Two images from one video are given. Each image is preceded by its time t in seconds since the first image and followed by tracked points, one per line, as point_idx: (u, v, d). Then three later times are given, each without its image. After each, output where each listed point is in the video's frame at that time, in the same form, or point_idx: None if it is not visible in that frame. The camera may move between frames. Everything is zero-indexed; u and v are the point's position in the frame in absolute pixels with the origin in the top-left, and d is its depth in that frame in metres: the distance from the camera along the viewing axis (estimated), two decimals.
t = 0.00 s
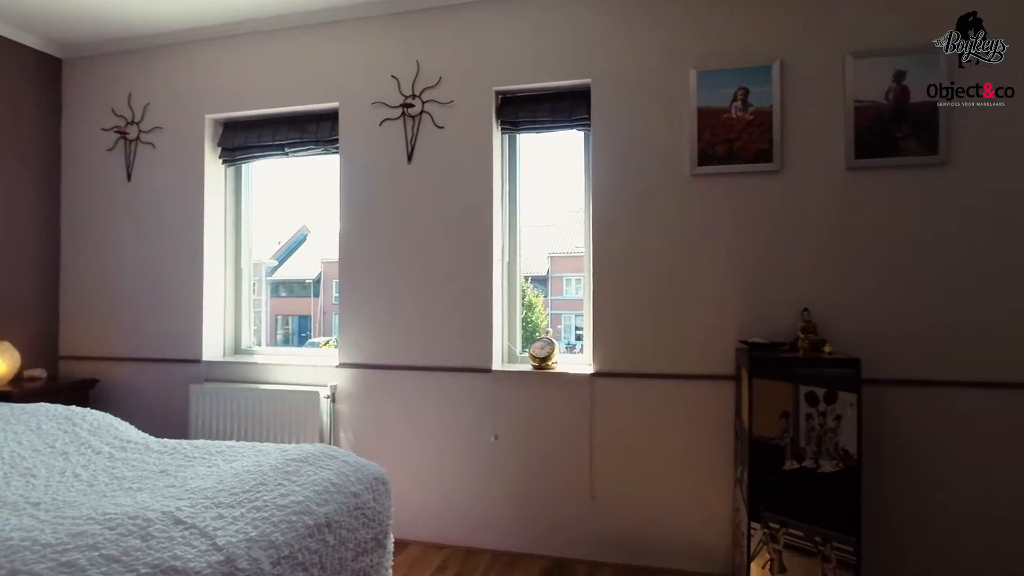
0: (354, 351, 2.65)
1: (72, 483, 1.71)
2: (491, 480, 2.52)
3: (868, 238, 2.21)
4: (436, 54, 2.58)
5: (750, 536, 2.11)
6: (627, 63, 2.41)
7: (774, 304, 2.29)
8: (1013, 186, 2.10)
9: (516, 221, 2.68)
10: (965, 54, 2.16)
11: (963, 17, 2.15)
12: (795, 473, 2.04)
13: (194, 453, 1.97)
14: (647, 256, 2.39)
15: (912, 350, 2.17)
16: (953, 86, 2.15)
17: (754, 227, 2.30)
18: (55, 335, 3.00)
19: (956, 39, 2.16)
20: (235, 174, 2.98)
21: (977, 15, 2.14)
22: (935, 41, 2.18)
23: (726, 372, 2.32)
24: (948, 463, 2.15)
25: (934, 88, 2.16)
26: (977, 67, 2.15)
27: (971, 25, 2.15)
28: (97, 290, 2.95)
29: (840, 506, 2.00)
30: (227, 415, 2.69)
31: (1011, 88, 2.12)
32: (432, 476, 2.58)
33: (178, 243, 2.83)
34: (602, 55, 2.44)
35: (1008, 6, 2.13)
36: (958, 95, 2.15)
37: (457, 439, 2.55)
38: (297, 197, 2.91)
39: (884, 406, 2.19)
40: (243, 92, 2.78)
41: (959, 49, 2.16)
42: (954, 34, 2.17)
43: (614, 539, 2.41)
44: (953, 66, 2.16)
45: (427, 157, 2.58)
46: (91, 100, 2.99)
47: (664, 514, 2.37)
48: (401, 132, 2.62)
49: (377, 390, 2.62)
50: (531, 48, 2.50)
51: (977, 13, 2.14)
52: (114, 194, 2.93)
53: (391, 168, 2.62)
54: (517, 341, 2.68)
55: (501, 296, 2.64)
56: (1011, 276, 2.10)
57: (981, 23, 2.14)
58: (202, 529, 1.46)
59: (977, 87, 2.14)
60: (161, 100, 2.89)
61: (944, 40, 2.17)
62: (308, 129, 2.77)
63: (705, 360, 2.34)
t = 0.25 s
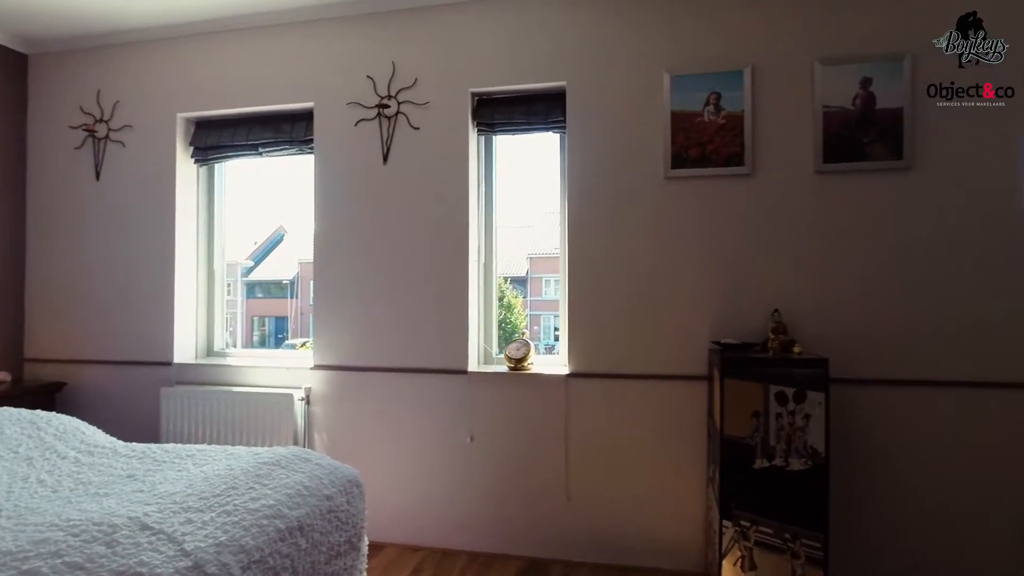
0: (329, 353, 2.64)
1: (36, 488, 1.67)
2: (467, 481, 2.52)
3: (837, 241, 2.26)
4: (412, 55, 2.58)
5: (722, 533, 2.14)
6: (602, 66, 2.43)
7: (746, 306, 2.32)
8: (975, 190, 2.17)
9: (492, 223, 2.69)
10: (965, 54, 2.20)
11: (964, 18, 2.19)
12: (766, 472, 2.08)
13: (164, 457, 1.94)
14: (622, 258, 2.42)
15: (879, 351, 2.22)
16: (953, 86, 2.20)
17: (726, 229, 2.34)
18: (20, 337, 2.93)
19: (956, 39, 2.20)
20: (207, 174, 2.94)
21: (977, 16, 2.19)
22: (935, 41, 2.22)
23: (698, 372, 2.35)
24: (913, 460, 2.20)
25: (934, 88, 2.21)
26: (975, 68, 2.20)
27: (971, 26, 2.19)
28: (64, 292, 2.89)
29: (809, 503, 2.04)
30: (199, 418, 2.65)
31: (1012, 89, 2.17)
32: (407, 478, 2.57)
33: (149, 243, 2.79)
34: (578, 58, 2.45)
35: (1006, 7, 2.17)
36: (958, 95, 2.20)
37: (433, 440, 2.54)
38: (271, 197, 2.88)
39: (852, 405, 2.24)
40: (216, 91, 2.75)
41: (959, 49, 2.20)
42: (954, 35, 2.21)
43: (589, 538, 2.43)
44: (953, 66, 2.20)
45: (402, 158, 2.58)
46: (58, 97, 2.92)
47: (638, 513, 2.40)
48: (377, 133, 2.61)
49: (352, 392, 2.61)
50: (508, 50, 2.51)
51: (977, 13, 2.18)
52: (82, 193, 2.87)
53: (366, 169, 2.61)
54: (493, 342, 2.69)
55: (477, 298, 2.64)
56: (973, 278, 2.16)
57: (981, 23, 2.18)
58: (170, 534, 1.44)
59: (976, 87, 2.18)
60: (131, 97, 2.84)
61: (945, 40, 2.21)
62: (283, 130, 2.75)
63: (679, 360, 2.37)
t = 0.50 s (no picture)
0: (303, 354, 2.61)
1: None
2: (441, 482, 2.52)
3: (805, 242, 2.31)
4: (386, 55, 2.57)
5: (693, 530, 2.18)
6: (576, 68, 2.45)
7: (717, 306, 2.36)
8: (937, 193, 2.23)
9: (467, 224, 2.69)
10: (965, 54, 2.24)
11: (963, 18, 2.24)
12: (735, 469, 2.11)
13: (131, 461, 1.91)
14: (596, 259, 2.44)
15: (845, 350, 2.27)
16: (953, 86, 2.24)
17: (698, 231, 2.37)
18: None
19: (956, 39, 2.24)
20: (177, 173, 2.90)
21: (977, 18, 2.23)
22: (935, 41, 2.25)
23: (671, 372, 2.38)
24: (878, 457, 2.26)
25: (934, 88, 2.25)
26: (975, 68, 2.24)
27: (971, 27, 2.24)
28: (28, 293, 2.82)
29: (777, 500, 2.08)
30: (168, 421, 2.61)
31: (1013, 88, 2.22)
32: (381, 480, 2.56)
33: (117, 243, 2.74)
34: (552, 60, 2.47)
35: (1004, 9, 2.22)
36: (958, 95, 2.24)
37: (407, 441, 2.54)
38: (244, 197, 2.84)
39: (819, 403, 2.28)
40: (186, 88, 2.71)
41: (959, 50, 2.24)
42: (954, 35, 2.25)
43: (563, 537, 2.45)
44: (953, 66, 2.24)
45: (376, 158, 2.57)
46: (22, 93, 2.85)
47: (611, 512, 2.42)
48: (350, 133, 2.59)
49: (325, 394, 2.59)
50: (483, 51, 2.51)
51: (977, 13, 2.23)
52: (47, 191, 2.81)
53: (340, 169, 2.59)
54: (468, 343, 2.69)
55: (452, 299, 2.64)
56: (935, 279, 2.22)
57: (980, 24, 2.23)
58: (135, 539, 1.42)
59: (976, 87, 2.23)
60: (98, 94, 2.78)
61: (944, 40, 2.25)
62: (255, 128, 2.72)
63: (652, 360, 2.39)
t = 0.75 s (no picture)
0: (274, 355, 2.59)
1: None
2: (414, 483, 2.51)
3: (772, 244, 2.35)
4: (359, 54, 2.56)
5: (663, 528, 2.20)
6: (549, 70, 2.46)
7: (687, 306, 2.39)
8: (900, 196, 2.29)
9: (440, 225, 2.69)
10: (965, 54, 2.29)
11: (963, 19, 2.29)
12: (704, 467, 2.14)
13: (94, 465, 1.88)
14: (569, 259, 2.45)
15: (811, 349, 2.32)
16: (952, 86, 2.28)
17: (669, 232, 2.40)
18: None
19: (956, 39, 2.30)
20: (144, 172, 2.85)
21: (975, 19, 2.30)
22: (936, 41, 2.30)
23: (642, 372, 2.40)
24: (842, 453, 2.31)
25: (934, 88, 2.29)
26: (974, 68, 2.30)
27: (971, 27, 2.30)
28: None
29: (745, 497, 2.12)
30: (135, 424, 2.56)
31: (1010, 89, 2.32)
32: (353, 482, 2.55)
33: (81, 243, 2.68)
34: (526, 61, 2.48)
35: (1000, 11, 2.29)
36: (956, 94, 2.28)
37: (380, 443, 2.53)
38: (214, 196, 2.81)
39: (786, 402, 2.33)
40: (154, 86, 2.67)
41: (959, 49, 2.30)
42: (954, 35, 2.30)
43: (535, 537, 2.46)
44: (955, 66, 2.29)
45: (349, 158, 2.55)
46: None
47: (583, 511, 2.44)
48: (323, 132, 2.57)
49: (297, 396, 2.57)
50: (457, 52, 2.51)
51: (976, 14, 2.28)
52: (8, 190, 2.74)
53: (312, 169, 2.57)
54: (442, 344, 2.69)
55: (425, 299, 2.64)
56: (897, 280, 2.28)
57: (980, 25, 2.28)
58: (96, 546, 1.40)
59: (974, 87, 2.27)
60: (62, 91, 2.72)
61: (945, 40, 2.30)
62: (225, 127, 2.69)
63: (623, 360, 2.42)
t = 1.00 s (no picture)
0: (245, 356, 2.56)
1: None
2: (387, 484, 2.51)
3: (742, 245, 2.39)
4: (331, 54, 2.54)
5: (634, 526, 2.23)
6: (522, 72, 2.47)
7: (659, 307, 2.42)
8: (864, 200, 2.34)
9: (414, 225, 2.68)
10: (966, 54, 2.34)
11: (963, 19, 2.34)
12: (675, 466, 2.17)
13: (57, 471, 1.84)
14: (542, 261, 2.47)
15: (778, 349, 2.37)
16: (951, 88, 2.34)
17: (641, 234, 2.43)
18: None
19: (956, 39, 2.34)
20: (111, 171, 2.79)
21: (976, 19, 2.34)
22: (936, 41, 2.35)
23: (614, 372, 2.43)
24: (808, 450, 2.36)
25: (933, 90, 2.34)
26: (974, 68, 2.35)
27: (971, 27, 2.34)
28: None
29: (715, 495, 2.15)
30: (101, 427, 2.51)
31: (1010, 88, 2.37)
32: (325, 484, 2.53)
33: (45, 244, 2.62)
34: (500, 63, 2.48)
35: (998, 9, 2.34)
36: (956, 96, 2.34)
37: (354, 444, 2.52)
38: (184, 196, 2.76)
39: (755, 401, 2.37)
40: (121, 83, 2.62)
41: (959, 49, 2.34)
42: (953, 35, 2.35)
43: (509, 537, 2.47)
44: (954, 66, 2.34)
45: (321, 158, 2.53)
46: None
47: (557, 511, 2.45)
48: (295, 132, 2.55)
49: (268, 398, 2.55)
50: (431, 52, 2.51)
51: (976, 14, 2.33)
52: None
53: (284, 168, 2.55)
54: (416, 345, 2.68)
55: (399, 299, 2.63)
56: (861, 281, 2.34)
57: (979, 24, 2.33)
58: (57, 553, 1.37)
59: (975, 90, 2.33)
60: (25, 87, 2.65)
61: (945, 40, 2.35)
62: (194, 125, 2.65)
63: (596, 360, 2.44)
